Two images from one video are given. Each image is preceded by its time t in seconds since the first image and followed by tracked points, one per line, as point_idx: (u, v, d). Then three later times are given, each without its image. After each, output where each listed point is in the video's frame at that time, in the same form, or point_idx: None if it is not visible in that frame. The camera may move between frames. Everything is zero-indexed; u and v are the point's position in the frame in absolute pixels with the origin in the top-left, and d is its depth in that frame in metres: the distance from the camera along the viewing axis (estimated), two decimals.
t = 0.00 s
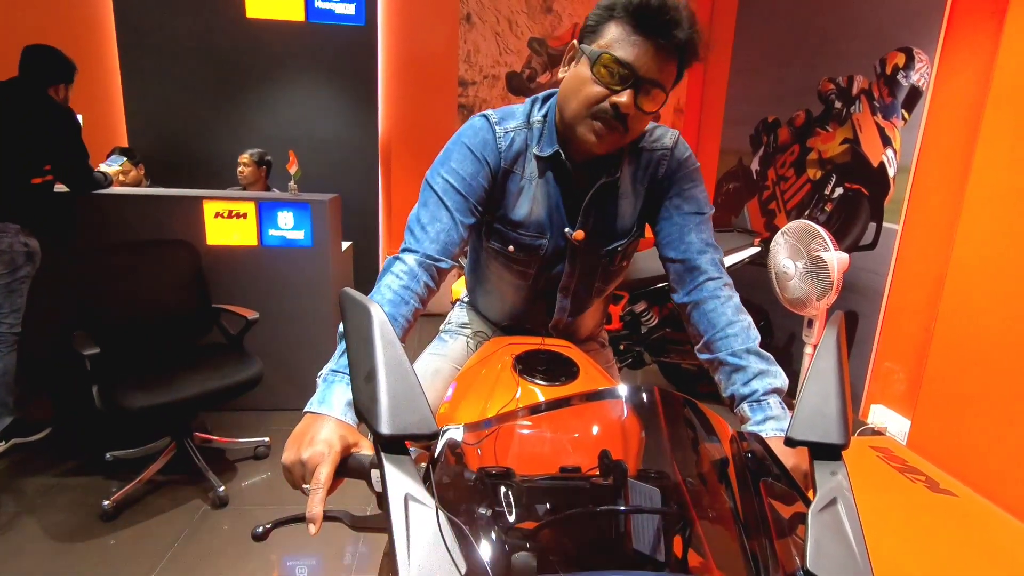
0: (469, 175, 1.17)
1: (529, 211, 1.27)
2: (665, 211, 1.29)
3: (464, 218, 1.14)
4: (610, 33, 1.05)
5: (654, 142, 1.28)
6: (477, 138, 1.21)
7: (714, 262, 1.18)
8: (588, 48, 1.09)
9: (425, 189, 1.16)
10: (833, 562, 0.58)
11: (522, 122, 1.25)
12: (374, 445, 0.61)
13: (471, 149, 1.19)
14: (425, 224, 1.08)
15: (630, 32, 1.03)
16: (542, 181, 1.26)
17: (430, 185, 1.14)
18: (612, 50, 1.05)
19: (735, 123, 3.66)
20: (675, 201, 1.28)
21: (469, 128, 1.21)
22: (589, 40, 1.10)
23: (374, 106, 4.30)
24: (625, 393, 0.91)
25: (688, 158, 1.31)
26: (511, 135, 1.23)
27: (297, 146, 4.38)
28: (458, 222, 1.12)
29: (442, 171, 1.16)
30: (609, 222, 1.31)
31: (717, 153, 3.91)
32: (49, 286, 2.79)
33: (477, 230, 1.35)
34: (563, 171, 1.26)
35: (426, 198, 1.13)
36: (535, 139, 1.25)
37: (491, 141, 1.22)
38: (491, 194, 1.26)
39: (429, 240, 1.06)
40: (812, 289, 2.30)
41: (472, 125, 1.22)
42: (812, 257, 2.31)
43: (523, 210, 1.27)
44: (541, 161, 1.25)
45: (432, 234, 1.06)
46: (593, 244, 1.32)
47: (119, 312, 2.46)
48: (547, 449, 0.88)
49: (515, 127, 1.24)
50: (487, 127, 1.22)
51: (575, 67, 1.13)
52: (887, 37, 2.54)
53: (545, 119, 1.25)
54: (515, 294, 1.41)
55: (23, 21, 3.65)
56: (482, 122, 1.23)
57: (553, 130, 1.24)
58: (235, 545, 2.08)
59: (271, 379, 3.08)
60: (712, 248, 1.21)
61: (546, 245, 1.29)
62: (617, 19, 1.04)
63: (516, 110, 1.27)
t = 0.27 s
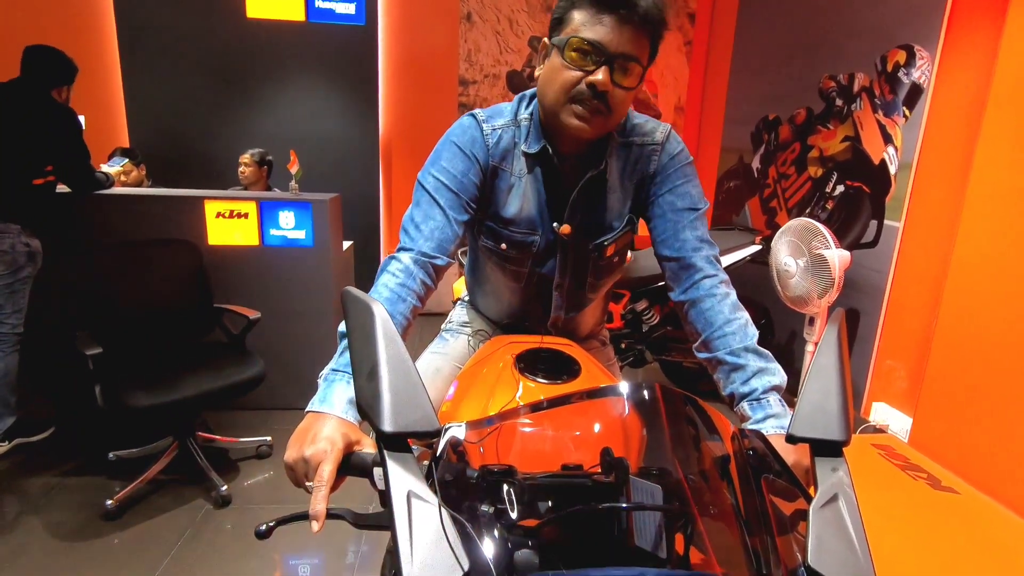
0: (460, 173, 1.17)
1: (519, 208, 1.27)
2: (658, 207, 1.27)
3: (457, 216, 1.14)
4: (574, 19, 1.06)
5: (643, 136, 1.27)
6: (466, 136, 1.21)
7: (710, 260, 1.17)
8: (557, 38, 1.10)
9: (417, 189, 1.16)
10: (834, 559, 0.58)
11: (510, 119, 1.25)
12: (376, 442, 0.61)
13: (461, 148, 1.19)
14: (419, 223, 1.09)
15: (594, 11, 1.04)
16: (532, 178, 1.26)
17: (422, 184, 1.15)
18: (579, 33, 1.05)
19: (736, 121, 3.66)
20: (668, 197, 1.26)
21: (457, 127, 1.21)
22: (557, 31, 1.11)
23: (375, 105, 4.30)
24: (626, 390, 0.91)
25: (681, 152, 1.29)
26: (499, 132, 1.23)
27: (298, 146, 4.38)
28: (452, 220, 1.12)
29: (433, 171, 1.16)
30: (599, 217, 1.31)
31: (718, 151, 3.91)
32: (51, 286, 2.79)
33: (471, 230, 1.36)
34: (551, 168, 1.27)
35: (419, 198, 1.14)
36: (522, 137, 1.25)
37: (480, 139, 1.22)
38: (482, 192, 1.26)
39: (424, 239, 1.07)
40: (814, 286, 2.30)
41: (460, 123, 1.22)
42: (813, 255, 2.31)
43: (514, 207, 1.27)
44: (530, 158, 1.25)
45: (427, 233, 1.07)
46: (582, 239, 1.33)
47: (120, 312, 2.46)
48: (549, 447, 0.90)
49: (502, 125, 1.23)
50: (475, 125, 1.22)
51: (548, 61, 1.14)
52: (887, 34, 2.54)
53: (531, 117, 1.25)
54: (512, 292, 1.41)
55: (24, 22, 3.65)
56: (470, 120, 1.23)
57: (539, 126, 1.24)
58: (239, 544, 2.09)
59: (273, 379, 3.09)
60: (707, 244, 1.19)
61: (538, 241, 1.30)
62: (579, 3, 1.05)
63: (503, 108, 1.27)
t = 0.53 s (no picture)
0: (456, 172, 1.18)
1: (515, 206, 1.27)
2: (655, 206, 1.27)
3: (455, 215, 1.15)
4: (560, 16, 1.07)
5: (638, 134, 1.28)
6: (461, 136, 1.21)
7: (709, 259, 1.17)
8: (543, 37, 1.11)
9: (414, 189, 1.16)
10: (837, 557, 0.58)
11: (505, 119, 1.25)
12: (379, 441, 0.61)
13: (457, 147, 1.19)
14: (418, 223, 1.09)
15: (578, 8, 1.05)
16: (527, 176, 1.26)
17: (418, 184, 1.15)
18: (564, 29, 1.06)
19: (740, 121, 3.65)
20: (666, 195, 1.26)
21: (452, 127, 1.22)
22: (543, 31, 1.12)
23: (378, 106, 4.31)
24: (627, 390, 0.92)
25: (677, 150, 1.29)
26: (493, 131, 1.23)
27: (301, 146, 4.39)
28: (449, 219, 1.13)
29: (430, 171, 1.16)
30: (595, 215, 1.31)
31: (721, 151, 3.90)
32: (56, 286, 2.81)
33: (469, 230, 1.36)
34: (546, 166, 1.27)
35: (416, 198, 1.14)
36: (517, 136, 1.25)
37: (475, 138, 1.22)
38: (478, 191, 1.26)
39: (422, 238, 1.07)
40: (818, 286, 2.30)
41: (455, 123, 1.22)
42: (817, 254, 2.30)
43: (510, 206, 1.27)
44: (525, 156, 1.25)
45: (425, 232, 1.08)
46: (577, 237, 1.33)
47: (125, 312, 2.47)
48: (551, 446, 0.89)
49: (497, 124, 1.24)
50: (469, 125, 1.23)
51: (535, 61, 1.14)
52: (892, 32, 2.53)
53: (525, 116, 1.25)
54: (511, 290, 1.42)
55: (28, 23, 3.66)
56: (465, 120, 1.23)
57: (533, 125, 1.24)
58: (242, 543, 2.09)
59: (276, 378, 3.09)
60: (705, 243, 1.19)
61: (535, 239, 1.30)
62: (564, 1, 1.06)
63: (498, 108, 1.28)
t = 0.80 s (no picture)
0: (456, 176, 1.18)
1: (516, 210, 1.27)
2: (655, 210, 1.27)
3: (455, 219, 1.15)
4: (563, 20, 1.07)
5: (638, 138, 1.28)
6: (461, 140, 1.21)
7: (709, 263, 1.17)
8: (546, 41, 1.11)
9: (415, 193, 1.16)
10: (836, 562, 0.57)
11: (504, 123, 1.26)
12: (379, 446, 0.61)
13: (457, 151, 1.19)
14: (418, 227, 1.09)
15: (580, 12, 1.05)
16: (528, 180, 1.26)
17: (419, 188, 1.15)
18: (566, 34, 1.06)
19: (741, 124, 3.65)
20: (666, 200, 1.26)
21: (453, 131, 1.22)
22: (546, 34, 1.12)
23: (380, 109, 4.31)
24: (628, 393, 0.92)
25: (677, 154, 1.29)
26: (494, 135, 1.24)
27: (303, 150, 4.40)
28: (450, 222, 1.13)
29: (430, 175, 1.16)
30: (595, 219, 1.32)
31: (723, 154, 3.90)
32: (58, 288, 2.81)
33: (469, 234, 1.37)
34: (546, 170, 1.27)
35: (417, 203, 1.14)
36: (517, 140, 1.25)
37: (475, 142, 1.22)
38: (479, 195, 1.26)
39: (422, 242, 1.07)
40: (819, 290, 2.29)
41: (455, 128, 1.22)
42: (818, 258, 2.30)
43: (510, 210, 1.27)
44: (525, 161, 1.25)
45: (425, 236, 1.08)
46: (577, 240, 1.33)
47: (126, 315, 2.48)
48: (551, 450, 0.88)
49: (497, 128, 1.24)
50: (470, 129, 1.23)
51: (537, 64, 1.14)
52: (893, 36, 2.53)
53: (525, 121, 1.25)
54: (512, 294, 1.42)
55: (31, 26, 3.68)
56: (465, 124, 1.24)
57: (533, 130, 1.24)
58: (243, 547, 2.09)
59: (278, 381, 3.09)
60: (705, 247, 1.19)
61: (536, 243, 1.30)
62: (567, 5, 1.06)
63: (498, 112, 1.28)
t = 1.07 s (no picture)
0: (456, 174, 1.17)
1: (516, 208, 1.27)
2: (655, 207, 1.27)
3: (454, 216, 1.14)
4: (566, 19, 1.07)
5: (638, 136, 1.27)
6: (461, 137, 1.21)
7: (709, 260, 1.17)
8: (548, 39, 1.10)
9: (414, 191, 1.16)
10: (834, 559, 0.57)
11: (505, 120, 1.25)
12: (377, 445, 0.61)
13: (457, 148, 1.19)
14: (417, 224, 1.09)
15: (584, 11, 1.04)
16: (527, 178, 1.26)
17: (418, 185, 1.15)
18: (569, 33, 1.06)
19: (740, 122, 3.65)
20: (666, 197, 1.25)
21: (452, 128, 1.22)
22: (548, 32, 1.11)
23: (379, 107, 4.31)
24: (627, 391, 0.92)
25: (677, 152, 1.29)
26: (494, 133, 1.23)
27: (302, 147, 4.40)
28: (449, 220, 1.12)
29: (430, 172, 1.16)
30: (595, 218, 1.32)
31: (722, 152, 3.90)
32: (56, 286, 2.81)
33: (469, 231, 1.36)
34: (545, 168, 1.26)
35: (416, 200, 1.14)
36: (517, 138, 1.25)
37: (475, 139, 1.22)
38: (479, 193, 1.26)
39: (421, 240, 1.07)
40: (818, 288, 2.29)
41: (455, 125, 1.22)
42: (818, 256, 2.30)
43: (510, 208, 1.27)
44: (525, 158, 1.25)
45: (424, 234, 1.07)
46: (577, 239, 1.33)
47: (125, 313, 2.47)
48: (551, 447, 0.88)
49: (497, 125, 1.24)
50: (469, 126, 1.23)
51: (539, 63, 1.14)
52: (893, 34, 2.52)
53: (525, 118, 1.25)
54: (511, 293, 1.41)
55: (29, 24, 3.67)
56: (465, 121, 1.23)
57: (534, 128, 1.24)
58: (241, 545, 2.09)
59: (276, 379, 3.09)
60: (705, 245, 1.19)
61: (535, 242, 1.30)
62: (571, 4, 1.05)
63: (498, 109, 1.28)
